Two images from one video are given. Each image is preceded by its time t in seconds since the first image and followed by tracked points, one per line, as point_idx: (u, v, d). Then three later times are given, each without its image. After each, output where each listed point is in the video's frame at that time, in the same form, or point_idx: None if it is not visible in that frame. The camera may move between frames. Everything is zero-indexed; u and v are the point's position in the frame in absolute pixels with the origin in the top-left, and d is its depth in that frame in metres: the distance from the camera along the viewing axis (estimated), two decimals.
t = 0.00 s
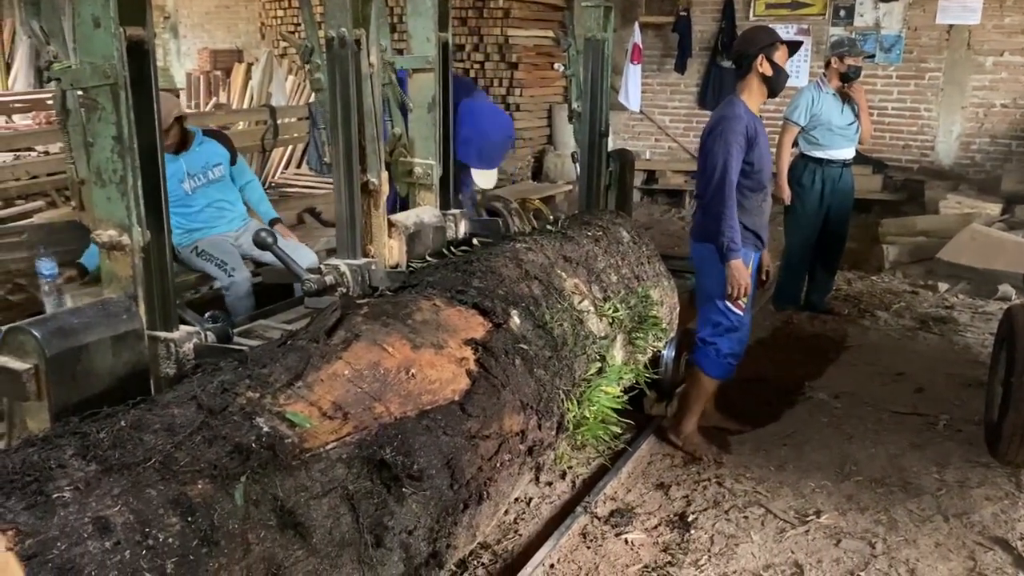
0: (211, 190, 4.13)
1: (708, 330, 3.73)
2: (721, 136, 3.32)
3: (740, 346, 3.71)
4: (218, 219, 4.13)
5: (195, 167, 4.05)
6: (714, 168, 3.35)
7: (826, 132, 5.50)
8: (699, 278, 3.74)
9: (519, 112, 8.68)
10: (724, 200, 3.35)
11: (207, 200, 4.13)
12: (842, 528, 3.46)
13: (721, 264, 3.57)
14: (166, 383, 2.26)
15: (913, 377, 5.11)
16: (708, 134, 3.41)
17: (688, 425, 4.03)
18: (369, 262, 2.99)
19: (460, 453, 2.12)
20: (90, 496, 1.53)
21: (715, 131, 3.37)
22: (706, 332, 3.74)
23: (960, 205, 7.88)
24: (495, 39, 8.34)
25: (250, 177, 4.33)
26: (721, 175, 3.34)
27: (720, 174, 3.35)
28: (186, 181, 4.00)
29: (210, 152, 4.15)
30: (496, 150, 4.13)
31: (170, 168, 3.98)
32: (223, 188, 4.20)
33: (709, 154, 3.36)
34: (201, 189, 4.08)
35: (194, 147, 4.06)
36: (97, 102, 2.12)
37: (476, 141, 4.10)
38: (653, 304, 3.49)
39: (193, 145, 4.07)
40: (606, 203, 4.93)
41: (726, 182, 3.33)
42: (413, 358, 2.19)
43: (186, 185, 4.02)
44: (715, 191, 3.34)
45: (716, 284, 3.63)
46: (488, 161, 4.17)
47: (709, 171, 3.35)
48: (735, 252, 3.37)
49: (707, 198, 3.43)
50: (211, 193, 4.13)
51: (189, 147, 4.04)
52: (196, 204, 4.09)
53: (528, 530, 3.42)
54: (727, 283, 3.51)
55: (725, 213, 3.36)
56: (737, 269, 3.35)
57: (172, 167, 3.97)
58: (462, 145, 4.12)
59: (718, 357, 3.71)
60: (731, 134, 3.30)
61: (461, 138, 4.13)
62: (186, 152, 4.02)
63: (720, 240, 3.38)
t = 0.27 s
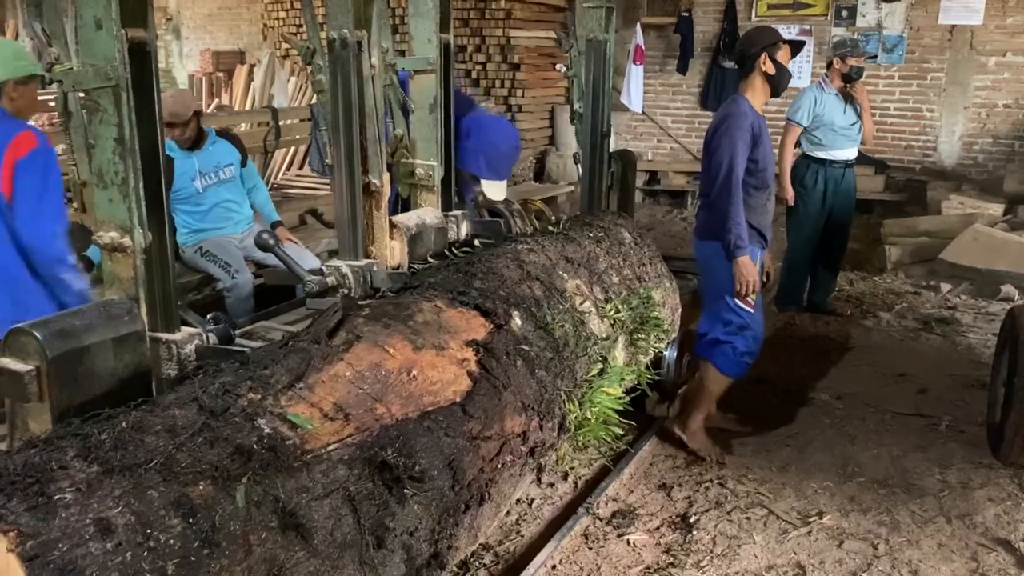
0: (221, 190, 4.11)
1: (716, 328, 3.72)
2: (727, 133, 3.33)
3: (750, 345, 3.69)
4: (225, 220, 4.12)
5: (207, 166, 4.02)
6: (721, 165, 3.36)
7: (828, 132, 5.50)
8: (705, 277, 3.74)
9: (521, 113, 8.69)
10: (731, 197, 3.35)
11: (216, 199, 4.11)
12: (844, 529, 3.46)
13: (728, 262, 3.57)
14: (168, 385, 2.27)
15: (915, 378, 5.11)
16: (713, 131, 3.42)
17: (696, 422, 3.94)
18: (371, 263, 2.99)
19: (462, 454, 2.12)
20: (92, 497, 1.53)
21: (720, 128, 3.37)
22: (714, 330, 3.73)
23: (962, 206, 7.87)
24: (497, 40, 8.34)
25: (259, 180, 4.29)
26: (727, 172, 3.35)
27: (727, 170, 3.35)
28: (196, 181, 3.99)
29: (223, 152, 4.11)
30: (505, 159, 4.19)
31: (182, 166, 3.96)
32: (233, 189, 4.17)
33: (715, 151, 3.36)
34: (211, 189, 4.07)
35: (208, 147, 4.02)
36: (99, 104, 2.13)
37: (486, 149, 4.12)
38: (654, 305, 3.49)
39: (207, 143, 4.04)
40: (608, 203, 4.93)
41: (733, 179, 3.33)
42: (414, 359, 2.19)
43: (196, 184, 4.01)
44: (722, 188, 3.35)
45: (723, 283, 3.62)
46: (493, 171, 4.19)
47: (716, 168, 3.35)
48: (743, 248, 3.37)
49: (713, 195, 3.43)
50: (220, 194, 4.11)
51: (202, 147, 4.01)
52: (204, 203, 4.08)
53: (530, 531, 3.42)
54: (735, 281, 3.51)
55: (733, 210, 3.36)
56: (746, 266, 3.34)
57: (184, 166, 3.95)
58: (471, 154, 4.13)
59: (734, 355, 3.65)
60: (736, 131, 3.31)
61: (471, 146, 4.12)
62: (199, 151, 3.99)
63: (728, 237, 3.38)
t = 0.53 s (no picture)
0: (231, 193, 4.10)
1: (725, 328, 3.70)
2: (733, 131, 3.33)
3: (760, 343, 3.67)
4: (232, 222, 4.10)
5: (219, 167, 4.02)
6: (727, 163, 3.36)
7: (830, 133, 5.50)
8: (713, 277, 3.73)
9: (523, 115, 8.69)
10: (738, 195, 3.34)
11: (225, 201, 4.09)
12: (847, 531, 3.45)
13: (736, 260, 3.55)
14: (169, 388, 2.28)
15: (917, 379, 5.10)
16: (719, 131, 3.42)
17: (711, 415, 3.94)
18: (372, 265, 2.99)
19: (463, 456, 2.12)
20: (93, 500, 1.53)
21: (726, 127, 3.37)
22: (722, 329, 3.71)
23: (964, 207, 7.86)
24: (499, 43, 8.35)
25: (266, 187, 4.30)
26: (734, 170, 3.34)
27: (734, 168, 3.35)
28: (209, 179, 3.98)
29: (235, 155, 4.11)
30: (522, 115, 4.17)
31: (196, 164, 3.94)
32: (242, 193, 4.16)
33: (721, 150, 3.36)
34: (222, 189, 4.05)
35: (222, 148, 4.03)
36: (100, 106, 2.13)
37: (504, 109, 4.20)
38: (656, 307, 3.48)
39: (222, 145, 4.04)
40: (610, 205, 4.94)
41: (740, 176, 3.33)
42: (415, 361, 2.19)
43: (208, 183, 3.99)
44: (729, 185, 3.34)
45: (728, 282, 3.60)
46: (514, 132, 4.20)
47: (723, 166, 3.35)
48: (752, 246, 3.36)
49: (720, 194, 3.43)
50: (230, 196, 4.10)
51: (217, 147, 4.01)
52: (213, 204, 4.05)
53: (532, 533, 3.42)
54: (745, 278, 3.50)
55: (740, 208, 3.35)
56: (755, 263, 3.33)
57: (199, 164, 3.94)
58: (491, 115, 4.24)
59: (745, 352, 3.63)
60: (742, 129, 3.30)
61: (488, 108, 4.24)
62: (214, 151, 3.99)
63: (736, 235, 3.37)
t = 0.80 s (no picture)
0: (236, 194, 4.11)
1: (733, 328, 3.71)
2: (745, 132, 3.34)
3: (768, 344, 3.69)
4: (235, 223, 4.11)
5: (225, 168, 4.04)
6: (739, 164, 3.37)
7: (832, 136, 5.49)
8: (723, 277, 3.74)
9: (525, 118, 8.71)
10: (750, 196, 3.36)
11: (229, 202, 4.10)
12: (849, 533, 3.45)
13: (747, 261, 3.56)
14: (171, 390, 2.28)
15: (920, 381, 5.10)
16: (732, 131, 3.43)
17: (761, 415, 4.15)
18: (374, 267, 3.00)
19: (464, 458, 2.12)
20: (94, 502, 1.53)
21: (739, 128, 3.38)
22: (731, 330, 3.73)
23: (967, 209, 7.85)
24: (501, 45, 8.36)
25: (267, 191, 4.34)
26: (746, 171, 3.35)
27: (746, 169, 3.36)
28: (215, 179, 3.99)
29: (240, 157, 4.14)
30: (536, 71, 3.91)
31: (203, 164, 3.95)
32: (245, 195, 4.18)
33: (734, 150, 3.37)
34: (227, 190, 4.07)
35: (229, 150, 4.06)
36: (102, 109, 2.13)
37: (514, 67, 3.86)
38: (658, 308, 3.48)
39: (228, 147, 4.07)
40: (612, 207, 4.95)
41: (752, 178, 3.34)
42: (417, 363, 2.19)
43: (213, 184, 4.00)
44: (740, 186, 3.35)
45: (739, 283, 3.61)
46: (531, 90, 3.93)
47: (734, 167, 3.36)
48: (762, 247, 3.37)
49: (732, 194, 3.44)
50: (234, 198, 4.11)
51: (223, 148, 4.03)
52: (217, 205, 4.05)
53: (534, 535, 3.42)
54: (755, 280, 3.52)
55: (754, 209, 3.36)
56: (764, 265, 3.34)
57: (205, 163, 3.95)
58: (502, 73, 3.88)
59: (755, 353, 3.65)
60: (755, 131, 3.31)
61: (498, 69, 3.89)
62: (220, 152, 4.01)
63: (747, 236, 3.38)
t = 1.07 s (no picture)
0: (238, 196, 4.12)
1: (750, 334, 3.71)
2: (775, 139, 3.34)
3: (784, 349, 3.71)
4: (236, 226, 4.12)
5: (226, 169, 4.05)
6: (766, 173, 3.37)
7: (834, 138, 5.50)
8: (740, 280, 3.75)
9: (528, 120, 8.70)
10: (776, 204, 3.36)
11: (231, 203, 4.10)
12: (852, 535, 3.45)
13: (767, 268, 3.58)
14: (173, 393, 2.29)
15: (923, 384, 5.10)
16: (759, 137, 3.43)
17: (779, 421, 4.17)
18: (376, 270, 3.00)
19: (466, 461, 2.12)
20: (97, 505, 1.53)
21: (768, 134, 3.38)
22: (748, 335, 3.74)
23: (970, 211, 7.85)
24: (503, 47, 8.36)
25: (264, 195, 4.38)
26: (773, 177, 3.36)
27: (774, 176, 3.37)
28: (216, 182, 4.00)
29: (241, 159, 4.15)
30: (537, 67, 3.90)
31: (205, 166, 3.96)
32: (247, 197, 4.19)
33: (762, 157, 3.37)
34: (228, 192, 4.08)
35: (230, 152, 4.07)
36: (104, 113, 2.13)
37: (516, 60, 3.86)
38: (660, 311, 3.47)
39: (228, 150, 4.08)
40: (614, 209, 4.95)
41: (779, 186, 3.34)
42: (419, 366, 2.19)
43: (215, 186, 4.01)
44: (767, 194, 3.36)
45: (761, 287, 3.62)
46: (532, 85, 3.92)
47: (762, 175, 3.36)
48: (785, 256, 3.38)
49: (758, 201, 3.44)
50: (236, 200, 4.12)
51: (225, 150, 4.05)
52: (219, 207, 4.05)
53: (535, 539, 3.42)
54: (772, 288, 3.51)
55: (780, 214, 3.37)
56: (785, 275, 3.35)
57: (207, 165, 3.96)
58: (503, 66, 3.87)
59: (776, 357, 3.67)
60: (783, 137, 3.33)
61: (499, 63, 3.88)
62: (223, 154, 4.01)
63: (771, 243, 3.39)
